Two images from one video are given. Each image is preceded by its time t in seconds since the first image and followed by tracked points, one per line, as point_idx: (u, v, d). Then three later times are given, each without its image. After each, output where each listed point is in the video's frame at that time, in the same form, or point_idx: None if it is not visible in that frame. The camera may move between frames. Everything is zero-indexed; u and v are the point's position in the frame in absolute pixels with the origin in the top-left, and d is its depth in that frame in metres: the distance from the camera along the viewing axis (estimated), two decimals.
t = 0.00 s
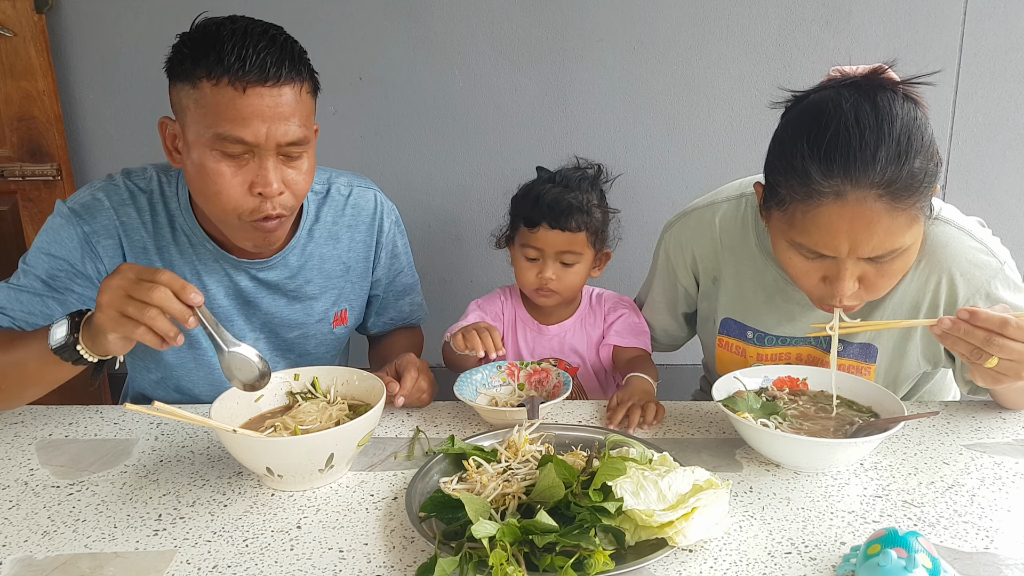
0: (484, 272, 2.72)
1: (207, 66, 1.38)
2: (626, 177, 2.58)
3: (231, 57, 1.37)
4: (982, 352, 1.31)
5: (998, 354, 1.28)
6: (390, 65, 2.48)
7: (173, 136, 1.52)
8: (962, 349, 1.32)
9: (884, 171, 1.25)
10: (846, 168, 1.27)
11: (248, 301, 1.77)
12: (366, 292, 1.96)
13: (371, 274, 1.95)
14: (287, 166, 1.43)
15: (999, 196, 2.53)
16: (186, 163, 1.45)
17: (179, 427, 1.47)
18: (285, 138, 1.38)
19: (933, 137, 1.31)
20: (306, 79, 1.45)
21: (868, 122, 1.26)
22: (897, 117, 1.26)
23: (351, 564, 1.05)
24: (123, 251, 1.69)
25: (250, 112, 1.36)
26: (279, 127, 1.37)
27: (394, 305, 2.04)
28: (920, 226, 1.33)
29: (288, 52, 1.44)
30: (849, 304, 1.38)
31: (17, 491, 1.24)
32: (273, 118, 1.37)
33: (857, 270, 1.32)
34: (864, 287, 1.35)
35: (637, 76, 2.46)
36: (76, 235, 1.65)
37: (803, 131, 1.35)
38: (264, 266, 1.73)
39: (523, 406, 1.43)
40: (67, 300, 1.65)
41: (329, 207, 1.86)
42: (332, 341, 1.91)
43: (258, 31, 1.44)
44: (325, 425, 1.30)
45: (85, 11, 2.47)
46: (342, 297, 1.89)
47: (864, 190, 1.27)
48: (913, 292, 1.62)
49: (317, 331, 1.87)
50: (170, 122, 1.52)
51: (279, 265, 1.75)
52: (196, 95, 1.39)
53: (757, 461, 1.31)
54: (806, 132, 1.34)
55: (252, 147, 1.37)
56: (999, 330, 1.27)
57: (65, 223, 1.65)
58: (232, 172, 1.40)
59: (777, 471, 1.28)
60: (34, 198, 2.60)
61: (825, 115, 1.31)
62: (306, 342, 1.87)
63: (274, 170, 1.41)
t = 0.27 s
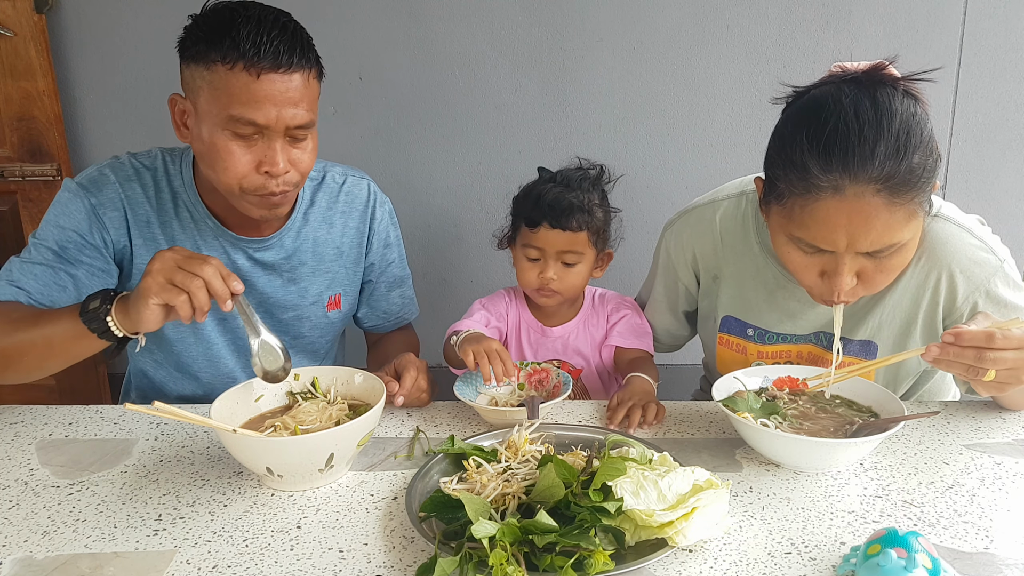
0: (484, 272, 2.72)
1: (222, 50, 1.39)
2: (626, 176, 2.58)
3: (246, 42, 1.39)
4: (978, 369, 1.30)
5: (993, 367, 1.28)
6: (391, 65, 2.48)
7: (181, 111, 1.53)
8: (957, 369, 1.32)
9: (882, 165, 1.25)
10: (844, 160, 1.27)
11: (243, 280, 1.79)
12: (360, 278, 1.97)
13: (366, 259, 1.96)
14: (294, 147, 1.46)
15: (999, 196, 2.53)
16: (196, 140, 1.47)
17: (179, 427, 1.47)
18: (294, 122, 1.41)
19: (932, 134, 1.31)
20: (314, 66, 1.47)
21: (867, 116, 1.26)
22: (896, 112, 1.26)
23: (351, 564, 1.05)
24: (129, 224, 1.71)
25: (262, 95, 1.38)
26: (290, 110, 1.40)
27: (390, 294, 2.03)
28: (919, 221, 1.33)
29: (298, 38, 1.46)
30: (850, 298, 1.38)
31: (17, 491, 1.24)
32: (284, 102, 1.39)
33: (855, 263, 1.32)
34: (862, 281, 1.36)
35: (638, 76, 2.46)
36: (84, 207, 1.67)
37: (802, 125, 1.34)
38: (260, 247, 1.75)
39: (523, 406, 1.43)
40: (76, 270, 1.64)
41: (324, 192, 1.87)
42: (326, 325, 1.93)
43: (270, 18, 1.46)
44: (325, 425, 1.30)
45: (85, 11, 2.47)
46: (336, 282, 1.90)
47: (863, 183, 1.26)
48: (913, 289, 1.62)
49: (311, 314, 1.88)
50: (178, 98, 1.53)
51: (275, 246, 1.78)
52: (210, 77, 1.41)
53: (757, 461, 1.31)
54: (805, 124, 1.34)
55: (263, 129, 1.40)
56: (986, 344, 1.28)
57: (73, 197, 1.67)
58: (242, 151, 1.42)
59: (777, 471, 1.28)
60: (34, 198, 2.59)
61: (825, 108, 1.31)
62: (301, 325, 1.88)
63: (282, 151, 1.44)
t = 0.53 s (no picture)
0: (484, 272, 2.72)
1: (231, 31, 1.51)
2: (627, 177, 2.58)
3: (253, 23, 1.50)
4: (978, 355, 1.30)
5: (994, 356, 1.28)
6: (391, 65, 2.48)
7: (190, 95, 1.64)
8: (957, 353, 1.32)
9: (881, 162, 1.25)
10: (841, 158, 1.27)
11: (248, 267, 1.83)
12: (359, 268, 2.01)
13: (365, 249, 1.99)
14: (296, 126, 1.57)
15: (999, 196, 2.53)
16: (205, 121, 1.57)
17: (178, 427, 1.47)
18: (297, 99, 1.53)
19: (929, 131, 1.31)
20: (316, 49, 1.59)
21: (863, 114, 1.26)
22: (892, 109, 1.26)
23: (351, 564, 1.05)
24: (143, 210, 1.73)
25: (268, 72, 1.50)
26: (293, 88, 1.51)
27: (385, 289, 2.06)
28: (918, 217, 1.33)
29: (300, 23, 1.57)
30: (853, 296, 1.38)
31: (17, 492, 1.24)
32: (287, 80, 1.51)
33: (856, 261, 1.32)
34: (863, 279, 1.36)
35: (638, 76, 2.46)
36: (100, 197, 1.68)
37: (800, 125, 1.34)
38: (265, 235, 1.80)
39: (523, 406, 1.43)
40: (103, 261, 1.65)
41: (325, 184, 1.92)
42: (327, 313, 1.96)
43: (276, 5, 1.57)
44: (325, 425, 1.30)
45: (85, 11, 2.46)
46: (337, 271, 1.94)
47: (863, 181, 1.26)
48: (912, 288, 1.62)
49: (313, 303, 1.92)
50: (190, 83, 1.64)
51: (279, 234, 1.82)
52: (219, 57, 1.52)
53: (757, 461, 1.31)
54: (803, 124, 1.34)
55: (268, 105, 1.52)
56: (992, 332, 1.27)
57: (88, 188, 1.69)
58: (248, 128, 1.53)
59: (777, 472, 1.28)
60: (34, 198, 2.59)
61: (822, 108, 1.31)
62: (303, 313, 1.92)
63: (286, 128, 1.55)
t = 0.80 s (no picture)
0: (484, 272, 2.72)
1: (232, 22, 1.52)
2: (627, 177, 2.58)
3: (254, 13, 1.52)
4: (985, 349, 1.30)
5: (1001, 351, 1.28)
6: (391, 66, 2.48)
7: (195, 91, 1.65)
8: (963, 345, 1.32)
9: (877, 177, 1.25)
10: (838, 177, 1.27)
11: (252, 263, 1.83)
12: (360, 265, 2.01)
13: (367, 245, 2.00)
14: (298, 115, 1.58)
15: (999, 196, 2.53)
16: (207, 114, 1.58)
17: (178, 427, 1.47)
18: (298, 86, 1.54)
19: (926, 150, 1.31)
20: (315, 39, 1.61)
21: (861, 130, 1.26)
22: (889, 123, 1.25)
23: (351, 564, 1.05)
24: (149, 207, 1.73)
25: (269, 60, 1.51)
26: (294, 75, 1.53)
27: (384, 287, 2.06)
28: (916, 231, 1.33)
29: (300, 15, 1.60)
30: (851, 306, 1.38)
31: (16, 492, 1.24)
32: (288, 67, 1.52)
33: (853, 275, 1.32)
34: (860, 290, 1.36)
35: (637, 76, 2.46)
36: (108, 196, 1.69)
37: (798, 138, 1.34)
38: (269, 230, 1.81)
39: (523, 406, 1.43)
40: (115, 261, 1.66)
41: (327, 182, 1.92)
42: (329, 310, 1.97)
43: None
44: (325, 425, 1.30)
45: (84, 11, 2.46)
46: (339, 268, 1.94)
47: (858, 199, 1.26)
48: (914, 291, 1.62)
49: (315, 299, 1.92)
50: (194, 78, 1.65)
51: (282, 231, 1.83)
52: (221, 48, 1.53)
53: (757, 462, 1.31)
54: (799, 137, 1.34)
55: (269, 92, 1.52)
56: (1002, 327, 1.27)
57: (95, 186, 1.69)
58: (250, 117, 1.54)
59: (777, 472, 1.28)
60: (34, 198, 2.59)
61: (819, 121, 1.30)
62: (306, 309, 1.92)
63: (288, 116, 1.55)
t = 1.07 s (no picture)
0: (484, 272, 2.72)
1: (235, 20, 1.53)
2: (626, 177, 2.58)
3: (257, 12, 1.52)
4: (988, 351, 1.30)
5: (1004, 354, 1.28)
6: (391, 66, 2.48)
7: (198, 87, 1.66)
8: (967, 347, 1.32)
9: (870, 182, 1.25)
10: (830, 177, 1.27)
11: (252, 263, 1.83)
12: (361, 266, 2.01)
13: (367, 247, 1.99)
14: (297, 115, 1.57)
15: (999, 196, 2.53)
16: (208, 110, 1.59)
17: (179, 427, 1.47)
18: (298, 85, 1.54)
19: (921, 152, 1.31)
20: (319, 41, 1.61)
21: (854, 133, 1.26)
22: (884, 126, 1.25)
23: (351, 564, 1.05)
24: (141, 206, 1.73)
25: (270, 58, 1.51)
26: (295, 74, 1.53)
27: (386, 289, 2.05)
28: (910, 236, 1.33)
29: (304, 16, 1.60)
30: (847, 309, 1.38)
31: (16, 492, 1.24)
32: (289, 66, 1.52)
33: (849, 278, 1.32)
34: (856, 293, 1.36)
35: (637, 76, 2.46)
36: (101, 195, 1.69)
37: (790, 145, 1.34)
38: (269, 231, 1.81)
39: (523, 406, 1.43)
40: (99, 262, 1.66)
41: (329, 184, 1.93)
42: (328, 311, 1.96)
43: None
44: (326, 425, 1.30)
45: (84, 10, 2.46)
46: (339, 269, 1.94)
47: (852, 202, 1.26)
48: (916, 294, 1.62)
49: (314, 299, 1.92)
50: (197, 74, 1.65)
51: (283, 231, 1.83)
52: (224, 45, 1.54)
53: (757, 461, 1.31)
54: (793, 144, 1.33)
55: (269, 91, 1.53)
56: (1005, 329, 1.27)
57: (90, 185, 1.70)
58: (248, 114, 1.54)
59: (777, 471, 1.28)
60: (34, 198, 2.60)
61: (812, 125, 1.30)
62: (305, 309, 1.92)
63: (286, 115, 1.55)
